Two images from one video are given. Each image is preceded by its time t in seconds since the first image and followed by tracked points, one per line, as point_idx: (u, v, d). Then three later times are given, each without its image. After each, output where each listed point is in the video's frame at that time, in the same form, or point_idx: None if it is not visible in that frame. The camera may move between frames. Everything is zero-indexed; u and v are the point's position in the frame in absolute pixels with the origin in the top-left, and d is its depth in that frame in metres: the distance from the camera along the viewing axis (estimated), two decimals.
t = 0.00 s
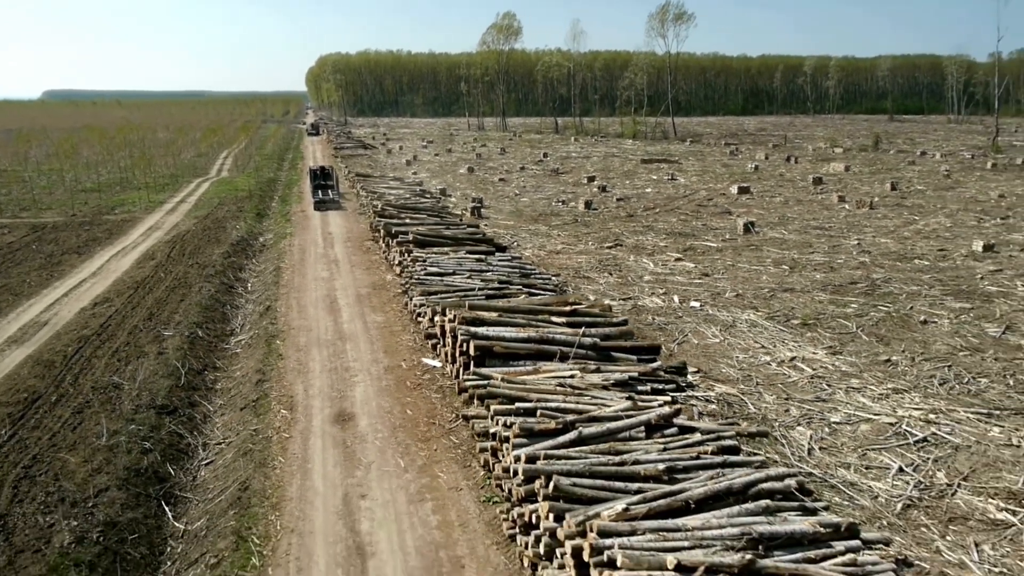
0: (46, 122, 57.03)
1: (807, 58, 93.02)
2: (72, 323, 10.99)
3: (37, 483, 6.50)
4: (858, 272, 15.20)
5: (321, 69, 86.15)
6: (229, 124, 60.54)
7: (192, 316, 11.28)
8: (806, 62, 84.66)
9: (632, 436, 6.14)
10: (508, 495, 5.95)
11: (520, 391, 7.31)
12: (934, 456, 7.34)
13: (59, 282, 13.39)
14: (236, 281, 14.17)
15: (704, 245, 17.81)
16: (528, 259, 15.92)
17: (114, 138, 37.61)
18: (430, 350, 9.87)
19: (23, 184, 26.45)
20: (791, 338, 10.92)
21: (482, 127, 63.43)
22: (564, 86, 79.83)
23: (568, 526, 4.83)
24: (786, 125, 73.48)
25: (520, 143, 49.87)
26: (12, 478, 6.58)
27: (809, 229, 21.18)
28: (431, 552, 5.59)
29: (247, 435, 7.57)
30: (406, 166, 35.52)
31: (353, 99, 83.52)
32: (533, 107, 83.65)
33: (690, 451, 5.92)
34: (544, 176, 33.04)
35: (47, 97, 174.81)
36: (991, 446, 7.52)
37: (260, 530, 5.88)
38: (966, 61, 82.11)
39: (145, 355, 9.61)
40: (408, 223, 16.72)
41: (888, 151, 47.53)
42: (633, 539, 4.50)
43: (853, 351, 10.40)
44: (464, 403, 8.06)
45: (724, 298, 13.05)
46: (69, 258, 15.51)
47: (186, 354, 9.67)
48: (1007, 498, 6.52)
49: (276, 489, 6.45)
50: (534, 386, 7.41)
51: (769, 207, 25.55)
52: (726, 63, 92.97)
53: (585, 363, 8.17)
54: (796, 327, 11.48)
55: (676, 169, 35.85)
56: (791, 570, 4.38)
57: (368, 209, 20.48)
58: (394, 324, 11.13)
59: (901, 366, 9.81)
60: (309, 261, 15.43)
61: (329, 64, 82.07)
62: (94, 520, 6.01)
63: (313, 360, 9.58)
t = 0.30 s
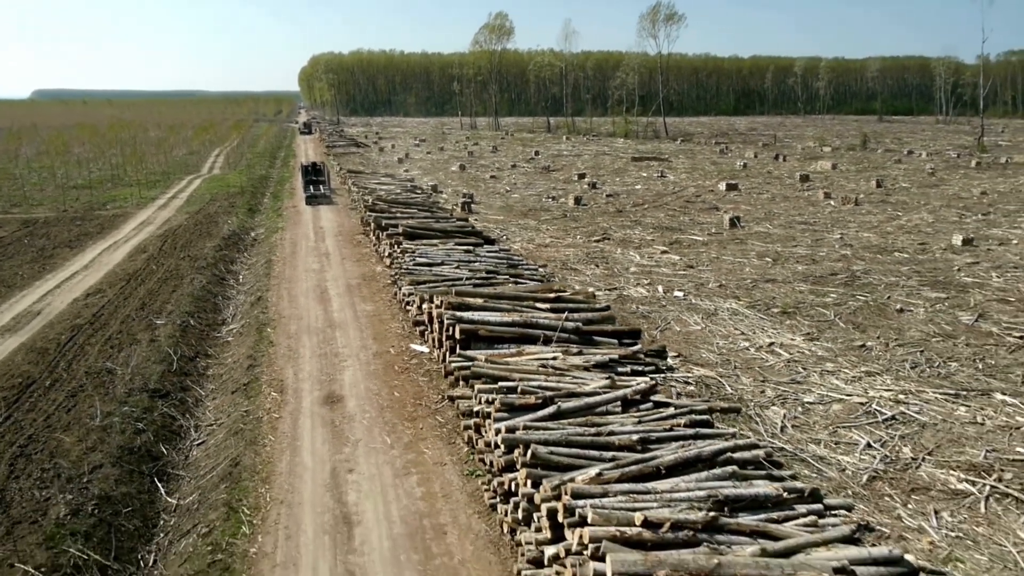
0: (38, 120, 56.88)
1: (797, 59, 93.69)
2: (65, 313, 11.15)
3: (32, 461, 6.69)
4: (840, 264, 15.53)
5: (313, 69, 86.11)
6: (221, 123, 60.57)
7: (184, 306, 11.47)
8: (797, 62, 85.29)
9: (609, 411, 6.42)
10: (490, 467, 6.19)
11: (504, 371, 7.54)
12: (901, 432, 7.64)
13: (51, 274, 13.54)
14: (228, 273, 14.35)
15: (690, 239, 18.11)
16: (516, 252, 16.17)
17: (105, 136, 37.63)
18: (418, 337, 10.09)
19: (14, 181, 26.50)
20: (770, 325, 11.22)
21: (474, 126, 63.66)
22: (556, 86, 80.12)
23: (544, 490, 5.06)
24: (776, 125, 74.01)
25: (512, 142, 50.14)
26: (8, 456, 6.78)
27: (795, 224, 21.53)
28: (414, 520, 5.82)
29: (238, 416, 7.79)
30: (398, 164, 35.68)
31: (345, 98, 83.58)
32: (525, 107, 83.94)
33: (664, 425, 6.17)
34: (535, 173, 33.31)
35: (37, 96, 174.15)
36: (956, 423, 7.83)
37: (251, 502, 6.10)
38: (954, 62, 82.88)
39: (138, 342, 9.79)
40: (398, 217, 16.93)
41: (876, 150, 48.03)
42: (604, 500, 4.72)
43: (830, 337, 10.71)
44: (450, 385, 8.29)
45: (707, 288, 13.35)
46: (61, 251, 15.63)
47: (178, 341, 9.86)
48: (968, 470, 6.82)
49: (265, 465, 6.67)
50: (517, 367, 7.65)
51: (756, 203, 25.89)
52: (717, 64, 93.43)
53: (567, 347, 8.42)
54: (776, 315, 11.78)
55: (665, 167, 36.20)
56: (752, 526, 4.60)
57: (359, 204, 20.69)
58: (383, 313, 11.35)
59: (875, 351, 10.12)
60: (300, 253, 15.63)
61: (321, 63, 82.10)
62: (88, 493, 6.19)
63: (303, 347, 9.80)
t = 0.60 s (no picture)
0: (34, 117, 56.94)
1: (792, 59, 94.05)
2: (63, 301, 11.40)
3: (33, 436, 6.96)
4: (825, 256, 15.85)
5: (309, 67, 86.10)
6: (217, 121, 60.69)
7: (180, 294, 11.73)
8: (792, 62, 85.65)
9: (588, 386, 6.71)
10: (474, 438, 6.47)
11: (490, 351, 7.83)
12: (871, 409, 7.98)
13: (49, 264, 13.79)
14: (224, 264, 14.62)
15: (680, 232, 18.42)
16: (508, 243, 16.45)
17: (102, 132, 37.77)
18: (409, 323, 10.38)
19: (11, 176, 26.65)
20: (753, 312, 11.53)
21: (471, 125, 63.91)
22: (552, 84, 80.35)
23: (523, 454, 5.33)
24: (771, 123, 74.31)
25: (507, 140, 50.44)
26: (10, 431, 7.04)
27: (784, 218, 21.86)
28: (401, 487, 6.10)
29: (234, 395, 8.06)
30: (393, 161, 35.91)
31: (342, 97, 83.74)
32: (521, 106, 84.19)
33: (641, 398, 6.46)
34: (529, 170, 33.60)
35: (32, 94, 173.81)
36: (924, 402, 8.17)
37: (244, 471, 6.38)
38: (948, 62, 83.29)
39: (135, 328, 10.05)
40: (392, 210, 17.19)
41: (869, 148, 48.38)
42: (578, 461, 5.01)
43: (810, 324, 11.03)
44: (439, 367, 8.56)
45: (694, 278, 13.65)
46: (58, 243, 15.87)
47: (175, 326, 10.12)
48: (931, 442, 7.21)
49: (259, 439, 6.95)
50: (503, 347, 7.93)
51: (747, 199, 26.21)
52: (713, 63, 93.75)
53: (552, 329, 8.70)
54: (759, 303, 12.09)
55: (659, 164, 36.50)
56: (716, 484, 4.88)
57: (354, 198, 20.97)
58: (376, 301, 11.64)
59: (852, 336, 10.45)
60: (295, 246, 15.90)
61: (317, 62, 82.29)
62: (88, 464, 6.44)
63: (298, 332, 10.08)
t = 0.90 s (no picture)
0: (38, 116, 57.36)
1: (793, 58, 94.13)
2: (70, 289, 11.69)
3: (43, 413, 7.23)
4: (818, 249, 16.07)
5: (311, 66, 86.41)
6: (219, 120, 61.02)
7: (184, 283, 12.00)
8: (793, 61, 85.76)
9: (576, 365, 6.96)
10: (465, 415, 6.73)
11: (483, 334, 8.08)
12: (853, 391, 8.19)
13: (55, 256, 14.09)
14: (226, 256, 14.90)
15: (676, 227, 18.65)
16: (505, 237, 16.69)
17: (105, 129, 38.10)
18: (406, 311, 10.63)
19: (16, 173, 26.99)
20: (743, 302, 11.77)
21: (472, 123, 64.19)
22: (553, 83, 80.55)
23: (510, 426, 5.59)
24: (772, 122, 74.52)
25: (508, 138, 50.68)
26: (20, 410, 7.32)
27: (779, 214, 22.07)
28: (395, 460, 6.37)
29: (235, 377, 8.33)
30: (394, 158, 36.17)
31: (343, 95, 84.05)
32: (522, 105, 84.44)
33: (627, 376, 6.70)
34: (529, 167, 33.85)
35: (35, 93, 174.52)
36: (905, 384, 8.38)
37: (245, 445, 6.64)
38: (949, 60, 83.32)
39: (140, 314, 10.32)
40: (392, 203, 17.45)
41: (868, 146, 48.54)
42: (562, 431, 5.27)
43: (798, 313, 11.26)
44: (434, 350, 8.81)
45: (687, 270, 13.89)
46: (64, 236, 16.17)
47: (179, 313, 10.40)
48: (909, 422, 7.40)
49: (259, 416, 7.22)
50: (495, 330, 8.19)
51: (744, 195, 26.44)
52: (714, 62, 93.88)
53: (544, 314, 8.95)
54: (750, 293, 12.32)
55: (658, 161, 36.73)
56: (693, 452, 5.13)
57: (354, 192, 21.24)
58: (375, 291, 11.90)
59: (839, 325, 10.67)
60: (295, 239, 16.18)
61: (319, 61, 82.63)
62: (95, 439, 6.71)
63: (297, 319, 10.35)
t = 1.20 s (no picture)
0: (47, 114, 57.99)
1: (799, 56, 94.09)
2: (81, 277, 12.04)
3: (57, 389, 7.57)
4: (814, 241, 16.31)
5: (317, 64, 86.94)
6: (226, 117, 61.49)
7: (191, 271, 12.35)
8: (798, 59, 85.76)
9: (566, 343, 7.26)
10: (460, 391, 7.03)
11: (478, 316, 8.39)
12: (837, 373, 8.46)
13: (66, 246, 14.46)
14: (232, 247, 15.24)
15: (675, 220, 18.92)
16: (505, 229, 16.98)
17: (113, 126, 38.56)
18: (406, 298, 10.94)
19: (27, 169, 27.43)
20: (736, 290, 12.04)
21: (476, 121, 64.52)
22: (558, 82, 80.80)
23: (500, 397, 5.89)
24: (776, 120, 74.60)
25: (512, 135, 50.97)
26: (35, 386, 7.66)
27: (779, 208, 22.31)
28: (392, 432, 6.67)
29: (241, 357, 8.65)
30: (398, 155, 36.49)
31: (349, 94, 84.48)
32: (527, 103, 84.74)
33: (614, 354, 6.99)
34: (532, 163, 34.15)
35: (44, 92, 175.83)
36: (888, 367, 8.65)
37: (250, 419, 6.96)
38: (956, 58, 83.13)
39: (148, 300, 10.66)
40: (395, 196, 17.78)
41: (872, 143, 48.63)
42: (548, 400, 5.57)
43: (790, 301, 11.53)
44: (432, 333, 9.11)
45: (683, 260, 14.17)
46: (75, 228, 16.56)
47: (187, 299, 10.73)
48: (889, 400, 7.66)
49: (263, 393, 7.54)
50: (491, 313, 8.49)
51: (745, 190, 26.68)
52: (719, 60, 93.94)
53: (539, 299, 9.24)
54: (743, 282, 12.59)
55: (660, 158, 36.98)
56: (672, 419, 5.41)
57: (358, 186, 21.58)
58: (376, 279, 12.22)
59: (829, 312, 10.93)
60: (300, 230, 16.52)
61: (325, 60, 83.11)
62: (107, 412, 7.04)
63: (301, 304, 10.68)
